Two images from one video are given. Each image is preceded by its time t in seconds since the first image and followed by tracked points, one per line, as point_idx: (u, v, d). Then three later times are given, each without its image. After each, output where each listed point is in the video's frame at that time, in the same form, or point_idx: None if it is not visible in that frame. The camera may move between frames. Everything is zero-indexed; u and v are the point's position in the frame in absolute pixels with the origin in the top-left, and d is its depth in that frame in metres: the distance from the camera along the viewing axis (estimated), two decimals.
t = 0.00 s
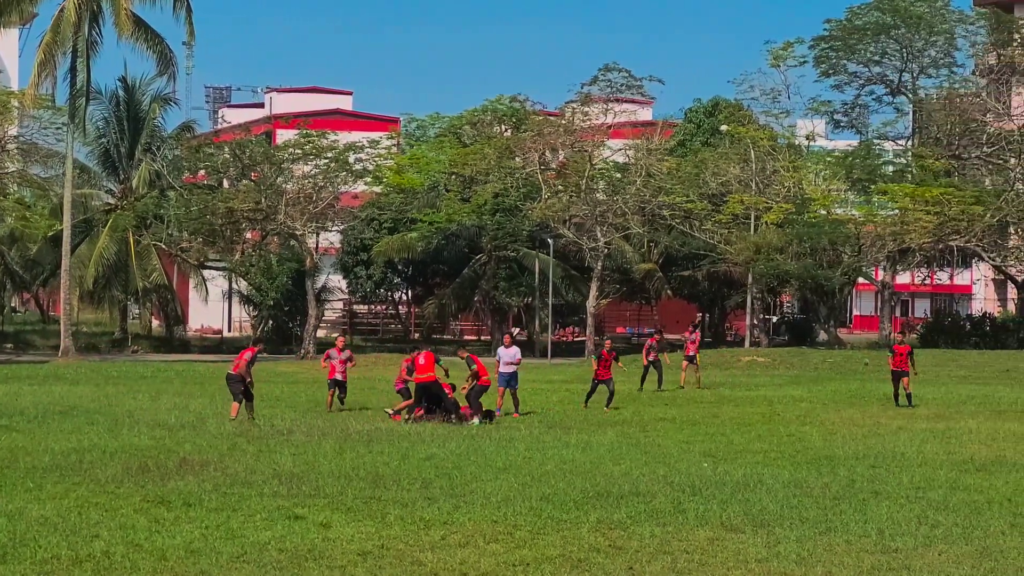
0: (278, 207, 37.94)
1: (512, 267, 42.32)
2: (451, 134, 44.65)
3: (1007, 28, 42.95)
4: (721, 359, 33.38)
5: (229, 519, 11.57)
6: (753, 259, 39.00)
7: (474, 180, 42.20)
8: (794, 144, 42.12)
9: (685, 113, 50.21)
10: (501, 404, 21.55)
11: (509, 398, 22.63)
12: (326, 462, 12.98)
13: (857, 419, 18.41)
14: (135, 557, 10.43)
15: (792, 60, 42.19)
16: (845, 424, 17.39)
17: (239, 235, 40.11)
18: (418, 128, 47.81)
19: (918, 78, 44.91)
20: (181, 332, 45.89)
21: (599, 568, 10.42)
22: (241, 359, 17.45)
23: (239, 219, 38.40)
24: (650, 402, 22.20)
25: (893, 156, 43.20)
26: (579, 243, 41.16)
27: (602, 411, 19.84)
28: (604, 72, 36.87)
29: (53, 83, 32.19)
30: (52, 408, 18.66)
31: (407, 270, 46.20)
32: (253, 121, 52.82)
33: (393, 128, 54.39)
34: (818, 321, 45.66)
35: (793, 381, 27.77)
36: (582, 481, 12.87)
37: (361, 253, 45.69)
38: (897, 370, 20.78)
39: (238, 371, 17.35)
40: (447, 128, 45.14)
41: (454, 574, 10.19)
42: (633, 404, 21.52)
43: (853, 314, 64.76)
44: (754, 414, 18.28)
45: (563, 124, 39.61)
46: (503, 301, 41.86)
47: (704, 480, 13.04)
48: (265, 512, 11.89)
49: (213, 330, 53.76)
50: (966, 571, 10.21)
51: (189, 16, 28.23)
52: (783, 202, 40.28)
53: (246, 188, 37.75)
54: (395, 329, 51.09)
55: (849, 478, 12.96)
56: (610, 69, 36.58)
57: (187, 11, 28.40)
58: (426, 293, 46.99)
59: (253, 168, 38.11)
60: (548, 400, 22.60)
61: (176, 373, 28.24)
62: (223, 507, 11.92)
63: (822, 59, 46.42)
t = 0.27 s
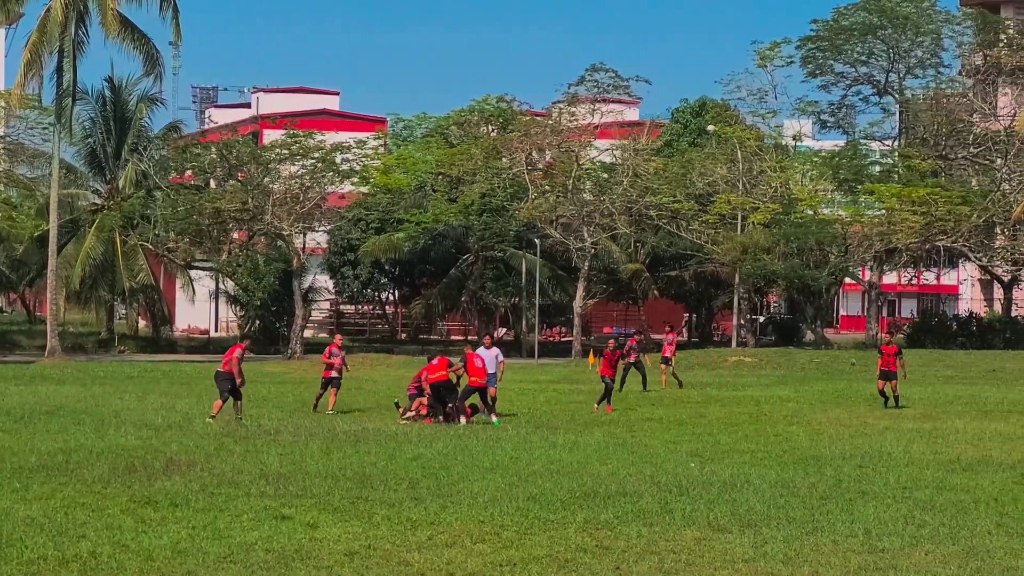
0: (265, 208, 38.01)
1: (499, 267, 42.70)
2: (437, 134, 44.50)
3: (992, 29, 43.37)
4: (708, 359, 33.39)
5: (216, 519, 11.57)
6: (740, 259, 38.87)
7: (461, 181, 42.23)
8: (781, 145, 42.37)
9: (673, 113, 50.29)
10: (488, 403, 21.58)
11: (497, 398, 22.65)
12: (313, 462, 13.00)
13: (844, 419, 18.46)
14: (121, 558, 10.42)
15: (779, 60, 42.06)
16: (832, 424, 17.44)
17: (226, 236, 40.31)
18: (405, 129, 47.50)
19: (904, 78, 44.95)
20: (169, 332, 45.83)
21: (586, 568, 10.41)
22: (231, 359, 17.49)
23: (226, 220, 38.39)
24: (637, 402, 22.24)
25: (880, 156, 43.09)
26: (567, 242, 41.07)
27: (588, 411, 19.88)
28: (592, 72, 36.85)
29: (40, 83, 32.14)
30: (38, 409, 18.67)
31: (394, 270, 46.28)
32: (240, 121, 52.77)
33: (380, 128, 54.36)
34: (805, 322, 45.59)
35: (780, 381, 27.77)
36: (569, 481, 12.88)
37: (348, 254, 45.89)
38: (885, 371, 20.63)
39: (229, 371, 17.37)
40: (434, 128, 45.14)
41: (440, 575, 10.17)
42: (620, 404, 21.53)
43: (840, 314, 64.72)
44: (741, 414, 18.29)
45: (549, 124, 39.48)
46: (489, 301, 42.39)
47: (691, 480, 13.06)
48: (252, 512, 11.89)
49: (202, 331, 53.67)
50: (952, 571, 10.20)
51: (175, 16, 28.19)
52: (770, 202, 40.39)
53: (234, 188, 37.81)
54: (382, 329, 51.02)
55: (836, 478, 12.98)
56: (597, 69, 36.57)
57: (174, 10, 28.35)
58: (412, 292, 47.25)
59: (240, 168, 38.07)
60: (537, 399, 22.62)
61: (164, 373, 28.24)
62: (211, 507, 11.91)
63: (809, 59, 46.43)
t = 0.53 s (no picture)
0: (248, 207, 38.10)
1: (482, 267, 42.69)
2: (420, 134, 44.28)
3: (974, 29, 44.14)
4: (691, 359, 33.41)
5: (199, 519, 11.56)
6: (723, 259, 38.81)
7: (444, 181, 42.71)
8: (765, 145, 42.70)
9: (656, 113, 50.40)
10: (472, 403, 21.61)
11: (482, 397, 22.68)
12: (296, 463, 13.01)
13: (828, 418, 18.55)
14: (103, 558, 10.40)
15: (762, 60, 42.23)
16: (815, 424, 17.52)
17: (209, 236, 40.48)
18: (388, 128, 48.02)
19: (887, 78, 45.22)
20: (152, 332, 45.75)
21: (569, 568, 10.40)
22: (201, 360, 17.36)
23: (210, 219, 38.82)
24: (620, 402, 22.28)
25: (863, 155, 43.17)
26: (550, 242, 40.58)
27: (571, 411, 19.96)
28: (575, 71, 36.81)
29: (22, 82, 32.05)
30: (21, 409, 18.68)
31: (377, 270, 46.48)
32: (224, 121, 52.74)
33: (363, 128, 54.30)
34: (789, 321, 45.37)
35: (763, 381, 27.83)
36: (552, 481, 12.91)
37: (331, 253, 46.11)
38: (864, 372, 20.65)
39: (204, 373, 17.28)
40: (418, 128, 45.28)
41: (424, 575, 10.14)
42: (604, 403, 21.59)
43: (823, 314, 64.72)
44: (727, 415, 18.33)
45: (532, 124, 38.93)
46: (473, 300, 42.46)
47: (674, 479, 13.09)
48: (235, 512, 11.88)
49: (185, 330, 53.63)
50: (934, 571, 10.20)
51: (157, 15, 28.14)
52: (753, 202, 40.33)
53: (216, 189, 37.78)
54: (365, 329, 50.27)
55: (820, 478, 13.01)
56: (581, 69, 36.56)
57: (155, 10, 28.31)
58: (395, 292, 47.34)
59: (223, 168, 38.04)
60: (522, 399, 22.62)
61: (148, 373, 28.22)
62: (193, 507, 11.91)
63: (792, 59, 46.55)
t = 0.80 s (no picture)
0: (229, 207, 38.00)
1: (463, 267, 42.47)
2: (401, 133, 44.27)
3: (955, 29, 43.93)
4: (673, 359, 33.45)
5: (180, 519, 11.55)
6: (704, 259, 38.90)
7: (425, 180, 42.36)
8: (745, 145, 41.40)
9: (637, 113, 50.42)
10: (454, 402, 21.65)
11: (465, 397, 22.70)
12: (277, 463, 13.08)
13: (809, 418, 18.71)
14: (84, 558, 10.36)
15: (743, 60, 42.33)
16: (796, 424, 17.65)
17: (190, 235, 40.33)
18: (369, 128, 47.49)
19: (868, 78, 45.17)
20: (133, 331, 45.69)
21: (551, 568, 10.37)
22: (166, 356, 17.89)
23: (191, 219, 38.43)
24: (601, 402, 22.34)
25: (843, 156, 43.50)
26: (531, 242, 40.97)
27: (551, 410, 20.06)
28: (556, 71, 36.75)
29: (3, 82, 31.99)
30: None
31: (358, 270, 46.44)
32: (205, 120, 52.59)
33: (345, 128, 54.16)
34: (771, 321, 45.12)
35: (744, 381, 27.73)
36: (533, 480, 12.96)
37: (312, 253, 45.91)
38: (839, 371, 20.49)
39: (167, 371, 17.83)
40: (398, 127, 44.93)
41: (404, 575, 10.11)
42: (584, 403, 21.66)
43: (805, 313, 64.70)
44: (708, 415, 18.45)
45: (514, 124, 39.48)
46: (454, 301, 42.17)
47: (655, 479, 13.14)
48: (216, 512, 11.89)
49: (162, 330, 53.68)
50: (915, 570, 10.19)
51: (137, 15, 28.11)
52: (734, 202, 40.34)
53: (197, 188, 37.76)
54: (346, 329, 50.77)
55: (800, 477, 13.10)
56: (562, 68, 36.52)
57: (136, 9, 28.27)
58: (377, 292, 47.07)
59: (204, 168, 38.08)
60: (507, 399, 22.66)
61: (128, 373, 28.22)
62: (174, 507, 11.92)
63: (773, 59, 46.59)
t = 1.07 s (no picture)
0: (212, 207, 38.02)
1: (446, 267, 42.58)
2: (384, 133, 44.23)
3: (937, 29, 43.74)
4: (656, 359, 33.47)
5: (163, 519, 11.53)
6: (687, 258, 38.95)
7: (408, 180, 42.56)
8: (728, 145, 42.20)
9: (619, 113, 50.44)
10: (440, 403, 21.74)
11: (448, 397, 22.74)
12: (261, 462, 13.21)
13: (792, 419, 18.83)
14: (66, 558, 10.29)
15: (726, 59, 42.42)
16: (778, 425, 17.74)
17: (173, 235, 40.18)
18: (352, 128, 47.52)
19: (850, 78, 45.25)
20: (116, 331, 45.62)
21: (533, 567, 10.29)
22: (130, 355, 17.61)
23: (173, 219, 38.39)
24: (583, 402, 22.38)
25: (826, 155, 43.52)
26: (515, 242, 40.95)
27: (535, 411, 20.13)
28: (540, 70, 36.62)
29: None
30: None
31: (340, 270, 46.20)
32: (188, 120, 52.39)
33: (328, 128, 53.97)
34: (754, 321, 45.42)
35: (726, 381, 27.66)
36: (516, 480, 13.02)
37: (295, 253, 45.97)
38: (819, 372, 20.54)
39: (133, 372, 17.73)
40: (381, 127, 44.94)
41: (388, 575, 10.03)
42: (566, 403, 21.71)
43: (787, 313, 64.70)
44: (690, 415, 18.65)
45: (495, 124, 39.49)
46: (436, 300, 42.17)
47: (637, 478, 13.21)
48: (198, 512, 11.87)
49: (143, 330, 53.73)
50: (898, 569, 10.17)
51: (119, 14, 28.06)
52: (717, 202, 40.32)
53: (181, 188, 37.70)
54: (329, 329, 50.91)
55: (784, 477, 13.19)
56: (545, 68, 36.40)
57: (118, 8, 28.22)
58: (359, 292, 47.18)
59: (187, 168, 37.91)
60: (491, 399, 22.71)
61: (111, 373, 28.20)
62: (157, 507, 11.91)
63: (755, 59, 46.68)
